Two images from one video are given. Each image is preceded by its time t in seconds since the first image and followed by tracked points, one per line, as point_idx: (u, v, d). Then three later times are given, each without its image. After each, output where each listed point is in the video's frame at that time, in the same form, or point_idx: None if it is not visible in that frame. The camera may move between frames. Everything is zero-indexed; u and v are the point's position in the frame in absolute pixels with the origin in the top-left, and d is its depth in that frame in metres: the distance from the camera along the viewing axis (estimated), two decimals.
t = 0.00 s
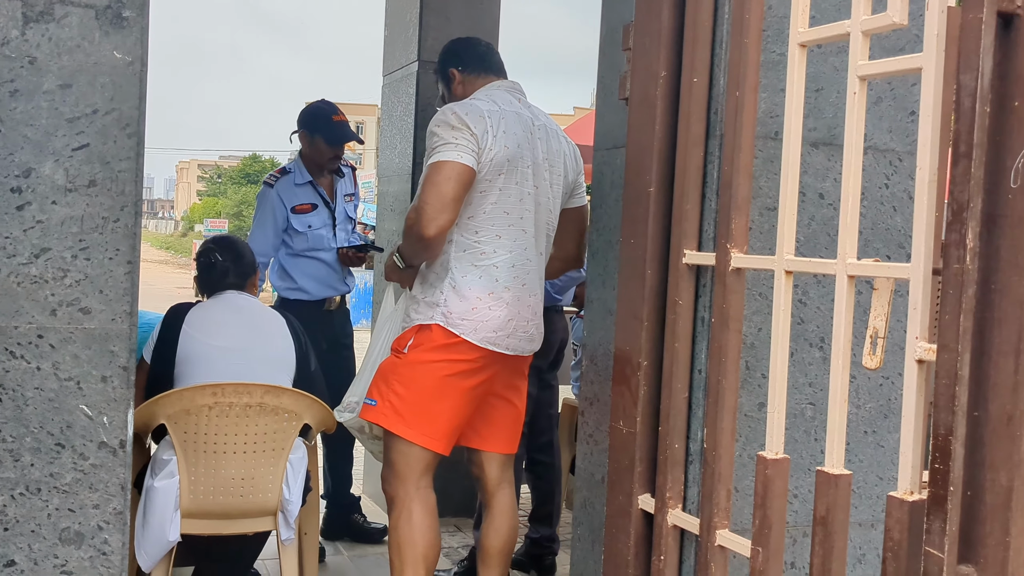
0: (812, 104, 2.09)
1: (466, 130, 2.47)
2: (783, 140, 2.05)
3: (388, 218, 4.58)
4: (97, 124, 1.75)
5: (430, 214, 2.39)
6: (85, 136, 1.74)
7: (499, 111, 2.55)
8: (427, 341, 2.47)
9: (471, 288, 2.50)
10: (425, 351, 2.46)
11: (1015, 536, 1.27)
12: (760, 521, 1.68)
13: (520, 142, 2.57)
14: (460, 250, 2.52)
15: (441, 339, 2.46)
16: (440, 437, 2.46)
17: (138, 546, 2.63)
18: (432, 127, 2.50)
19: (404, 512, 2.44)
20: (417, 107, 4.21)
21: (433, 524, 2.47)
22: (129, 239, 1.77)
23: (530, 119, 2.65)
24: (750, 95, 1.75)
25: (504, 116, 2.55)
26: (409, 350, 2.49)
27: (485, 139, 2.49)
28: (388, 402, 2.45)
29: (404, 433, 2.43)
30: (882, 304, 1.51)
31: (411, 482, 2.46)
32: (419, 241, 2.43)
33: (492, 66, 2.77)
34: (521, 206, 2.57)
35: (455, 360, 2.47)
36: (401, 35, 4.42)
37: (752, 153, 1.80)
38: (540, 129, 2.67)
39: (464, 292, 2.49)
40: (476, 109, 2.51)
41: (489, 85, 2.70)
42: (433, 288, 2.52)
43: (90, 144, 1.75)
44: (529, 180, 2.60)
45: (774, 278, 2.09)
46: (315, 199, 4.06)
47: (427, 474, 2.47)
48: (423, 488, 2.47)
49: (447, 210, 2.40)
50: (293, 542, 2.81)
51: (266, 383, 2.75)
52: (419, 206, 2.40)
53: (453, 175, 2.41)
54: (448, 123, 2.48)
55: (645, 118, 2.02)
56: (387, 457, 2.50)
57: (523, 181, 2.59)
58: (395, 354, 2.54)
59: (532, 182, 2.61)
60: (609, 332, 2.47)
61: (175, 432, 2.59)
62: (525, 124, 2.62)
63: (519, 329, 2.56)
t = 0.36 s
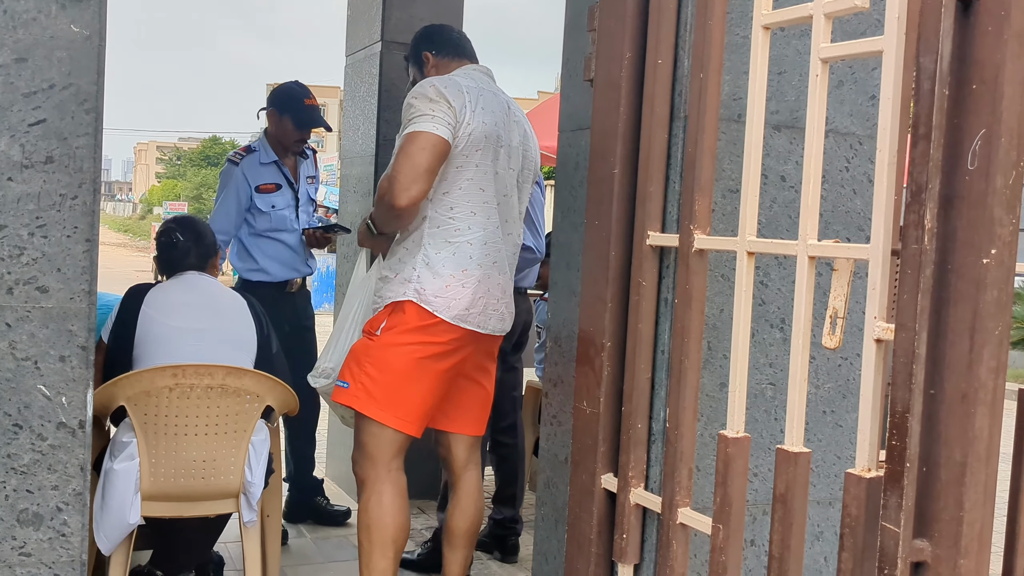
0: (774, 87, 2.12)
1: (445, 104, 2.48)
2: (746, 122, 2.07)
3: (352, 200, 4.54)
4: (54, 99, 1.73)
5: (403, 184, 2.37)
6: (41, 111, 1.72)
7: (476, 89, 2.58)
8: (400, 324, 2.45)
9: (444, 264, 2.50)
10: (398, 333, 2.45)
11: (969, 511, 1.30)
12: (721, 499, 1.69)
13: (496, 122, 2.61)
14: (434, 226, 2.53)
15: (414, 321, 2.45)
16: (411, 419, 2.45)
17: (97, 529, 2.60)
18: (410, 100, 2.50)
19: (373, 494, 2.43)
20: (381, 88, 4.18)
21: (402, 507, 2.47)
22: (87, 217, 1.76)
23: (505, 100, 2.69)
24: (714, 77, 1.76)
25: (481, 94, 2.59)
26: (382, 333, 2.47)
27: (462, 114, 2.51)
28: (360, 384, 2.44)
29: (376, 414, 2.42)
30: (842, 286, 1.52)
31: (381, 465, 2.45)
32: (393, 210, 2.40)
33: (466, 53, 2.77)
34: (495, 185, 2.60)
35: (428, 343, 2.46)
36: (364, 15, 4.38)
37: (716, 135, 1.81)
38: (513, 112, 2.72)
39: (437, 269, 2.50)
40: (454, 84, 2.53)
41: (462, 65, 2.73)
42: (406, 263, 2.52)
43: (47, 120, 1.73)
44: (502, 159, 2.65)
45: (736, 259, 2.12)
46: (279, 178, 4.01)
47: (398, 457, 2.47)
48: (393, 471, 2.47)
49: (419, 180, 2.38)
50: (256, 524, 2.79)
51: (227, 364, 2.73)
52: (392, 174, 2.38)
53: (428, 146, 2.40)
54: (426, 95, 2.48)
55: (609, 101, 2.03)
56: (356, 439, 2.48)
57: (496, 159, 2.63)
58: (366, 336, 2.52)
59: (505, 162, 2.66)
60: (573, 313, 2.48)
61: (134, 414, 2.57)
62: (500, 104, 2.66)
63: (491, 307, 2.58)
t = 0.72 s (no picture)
0: (738, 76, 2.14)
1: (430, 87, 2.48)
2: (710, 111, 2.10)
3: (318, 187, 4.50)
4: (14, 82, 1.83)
5: (383, 167, 2.37)
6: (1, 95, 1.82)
7: (458, 75, 2.60)
8: (379, 322, 2.44)
9: (423, 251, 2.50)
10: (377, 331, 2.43)
11: (924, 493, 1.33)
12: (683, 483, 1.71)
13: (475, 108, 2.64)
14: (414, 211, 2.53)
15: (392, 317, 2.44)
16: (393, 413, 2.45)
17: (59, 518, 2.57)
18: (393, 81, 2.49)
19: (365, 491, 2.46)
20: (348, 73, 4.15)
21: (398, 497, 2.50)
22: (49, 201, 1.88)
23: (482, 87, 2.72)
24: (679, 66, 1.77)
25: (463, 80, 2.61)
26: (360, 332, 2.45)
27: (446, 98, 2.52)
28: (342, 384, 2.42)
29: (361, 414, 2.41)
30: (803, 273, 1.53)
31: (369, 461, 2.46)
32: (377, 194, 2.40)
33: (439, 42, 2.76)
34: (473, 170, 2.64)
35: (407, 338, 2.45)
36: None
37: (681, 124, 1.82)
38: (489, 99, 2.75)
39: (417, 256, 2.49)
40: (438, 67, 2.53)
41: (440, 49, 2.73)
42: (385, 248, 2.51)
43: (8, 104, 1.83)
44: (480, 145, 2.68)
45: (700, 247, 2.14)
46: (244, 168, 3.97)
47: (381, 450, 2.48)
48: (379, 465, 2.49)
49: (401, 165, 2.38)
50: (220, 512, 2.78)
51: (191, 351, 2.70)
52: (374, 155, 2.37)
53: (411, 130, 2.40)
54: (412, 77, 2.48)
55: (575, 87, 2.04)
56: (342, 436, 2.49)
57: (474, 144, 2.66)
58: (342, 332, 2.49)
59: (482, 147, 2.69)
60: (539, 300, 2.49)
61: (96, 400, 2.54)
62: (478, 91, 2.69)
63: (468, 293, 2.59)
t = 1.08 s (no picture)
0: (737, 74, 2.16)
1: (399, 96, 2.45)
2: (709, 108, 2.12)
3: (317, 180, 4.51)
4: (19, 71, 1.89)
5: (366, 188, 2.40)
6: (5, 83, 1.88)
7: (431, 72, 2.54)
8: (388, 321, 2.49)
9: (420, 256, 2.54)
10: (388, 331, 2.49)
11: (918, 489, 1.35)
12: (680, 477, 1.73)
13: (456, 102, 2.58)
14: (406, 219, 2.55)
15: (400, 316, 2.50)
16: (416, 410, 2.51)
17: (59, 506, 2.59)
18: (364, 93, 2.48)
19: (393, 487, 2.54)
20: (347, 66, 4.16)
21: (421, 494, 2.57)
22: (52, 190, 1.94)
23: (465, 76, 2.64)
24: (679, 63, 1.78)
25: (437, 76, 2.55)
26: (370, 333, 2.51)
27: (419, 102, 2.49)
28: (361, 386, 2.48)
29: (386, 414, 2.48)
30: (801, 272, 1.54)
31: (399, 457, 2.55)
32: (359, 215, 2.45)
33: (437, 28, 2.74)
34: (460, 168, 2.60)
35: (416, 336, 2.51)
36: None
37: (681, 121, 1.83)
38: (475, 86, 2.67)
39: (414, 263, 2.53)
40: (407, 72, 2.50)
41: (419, 40, 2.67)
42: (382, 257, 2.56)
43: (11, 92, 1.89)
44: (470, 138, 2.63)
45: (699, 244, 2.16)
46: (244, 157, 3.99)
47: (410, 446, 2.57)
48: (408, 462, 2.57)
49: (382, 184, 2.41)
50: (220, 502, 2.80)
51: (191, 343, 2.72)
52: (354, 177, 2.41)
53: (386, 146, 2.41)
54: (379, 88, 2.46)
55: (575, 83, 2.05)
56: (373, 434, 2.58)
57: (462, 139, 2.61)
58: (354, 336, 2.55)
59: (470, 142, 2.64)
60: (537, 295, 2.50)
61: (96, 391, 2.56)
62: (460, 82, 2.61)
63: (473, 291, 2.62)
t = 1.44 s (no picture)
0: (751, 72, 2.15)
1: (401, 96, 2.48)
2: (722, 106, 2.11)
3: (329, 174, 4.52)
4: (34, 62, 1.90)
5: (368, 182, 2.44)
6: (20, 75, 1.90)
7: (438, 73, 2.54)
8: (390, 311, 2.57)
9: (416, 252, 2.59)
10: (390, 321, 2.57)
11: (924, 489, 1.34)
12: (687, 474, 1.72)
13: (463, 104, 2.58)
14: (407, 214, 2.61)
15: (401, 307, 2.57)
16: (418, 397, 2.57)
17: (68, 496, 2.60)
18: (371, 91, 2.52)
19: (402, 477, 2.56)
20: (361, 61, 4.16)
21: (431, 482, 2.59)
22: (66, 181, 1.95)
23: (477, 78, 2.63)
24: (692, 60, 1.77)
25: (443, 77, 2.55)
26: (375, 322, 2.61)
27: (422, 103, 2.50)
28: (367, 371, 2.60)
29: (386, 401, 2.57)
30: (811, 270, 1.53)
31: (406, 447, 2.58)
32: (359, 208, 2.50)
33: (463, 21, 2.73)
34: (463, 167, 2.60)
35: (417, 327, 2.56)
36: None
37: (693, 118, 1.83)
38: (488, 88, 2.65)
39: (411, 256, 2.59)
40: (413, 72, 2.51)
41: (439, 40, 2.68)
42: (384, 250, 2.64)
43: (26, 83, 1.90)
44: (478, 140, 2.62)
45: (709, 242, 2.16)
46: (257, 150, 4.01)
47: (418, 436, 2.60)
48: (417, 451, 2.60)
49: (384, 178, 2.44)
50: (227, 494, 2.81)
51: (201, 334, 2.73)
52: (356, 173, 2.45)
53: (389, 143, 2.44)
54: (384, 87, 2.49)
55: (588, 79, 2.04)
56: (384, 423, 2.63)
57: (469, 141, 2.61)
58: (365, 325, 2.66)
59: (477, 143, 2.62)
60: (546, 291, 2.50)
61: (107, 381, 2.57)
62: (470, 83, 2.60)
63: (473, 288, 2.63)
